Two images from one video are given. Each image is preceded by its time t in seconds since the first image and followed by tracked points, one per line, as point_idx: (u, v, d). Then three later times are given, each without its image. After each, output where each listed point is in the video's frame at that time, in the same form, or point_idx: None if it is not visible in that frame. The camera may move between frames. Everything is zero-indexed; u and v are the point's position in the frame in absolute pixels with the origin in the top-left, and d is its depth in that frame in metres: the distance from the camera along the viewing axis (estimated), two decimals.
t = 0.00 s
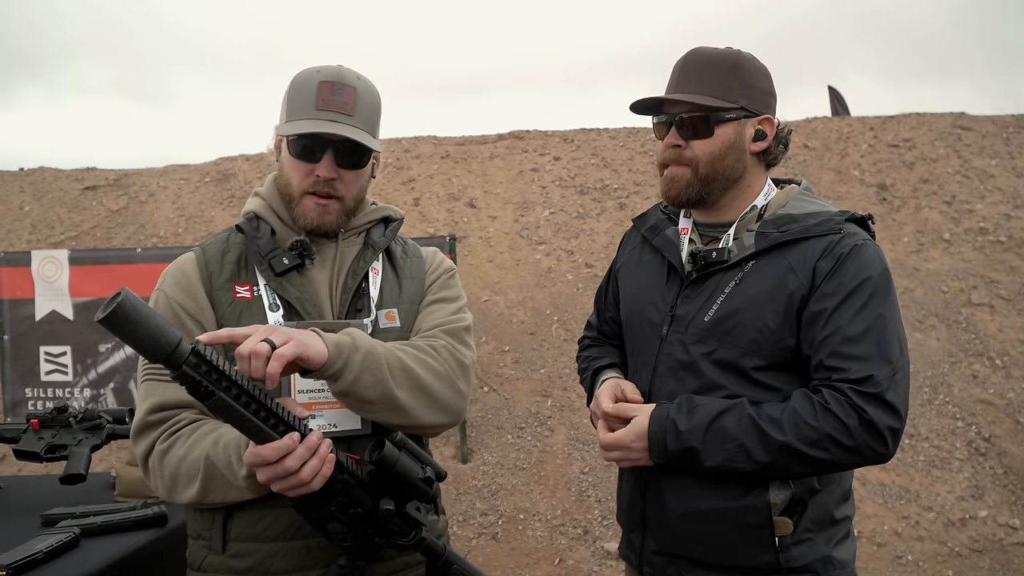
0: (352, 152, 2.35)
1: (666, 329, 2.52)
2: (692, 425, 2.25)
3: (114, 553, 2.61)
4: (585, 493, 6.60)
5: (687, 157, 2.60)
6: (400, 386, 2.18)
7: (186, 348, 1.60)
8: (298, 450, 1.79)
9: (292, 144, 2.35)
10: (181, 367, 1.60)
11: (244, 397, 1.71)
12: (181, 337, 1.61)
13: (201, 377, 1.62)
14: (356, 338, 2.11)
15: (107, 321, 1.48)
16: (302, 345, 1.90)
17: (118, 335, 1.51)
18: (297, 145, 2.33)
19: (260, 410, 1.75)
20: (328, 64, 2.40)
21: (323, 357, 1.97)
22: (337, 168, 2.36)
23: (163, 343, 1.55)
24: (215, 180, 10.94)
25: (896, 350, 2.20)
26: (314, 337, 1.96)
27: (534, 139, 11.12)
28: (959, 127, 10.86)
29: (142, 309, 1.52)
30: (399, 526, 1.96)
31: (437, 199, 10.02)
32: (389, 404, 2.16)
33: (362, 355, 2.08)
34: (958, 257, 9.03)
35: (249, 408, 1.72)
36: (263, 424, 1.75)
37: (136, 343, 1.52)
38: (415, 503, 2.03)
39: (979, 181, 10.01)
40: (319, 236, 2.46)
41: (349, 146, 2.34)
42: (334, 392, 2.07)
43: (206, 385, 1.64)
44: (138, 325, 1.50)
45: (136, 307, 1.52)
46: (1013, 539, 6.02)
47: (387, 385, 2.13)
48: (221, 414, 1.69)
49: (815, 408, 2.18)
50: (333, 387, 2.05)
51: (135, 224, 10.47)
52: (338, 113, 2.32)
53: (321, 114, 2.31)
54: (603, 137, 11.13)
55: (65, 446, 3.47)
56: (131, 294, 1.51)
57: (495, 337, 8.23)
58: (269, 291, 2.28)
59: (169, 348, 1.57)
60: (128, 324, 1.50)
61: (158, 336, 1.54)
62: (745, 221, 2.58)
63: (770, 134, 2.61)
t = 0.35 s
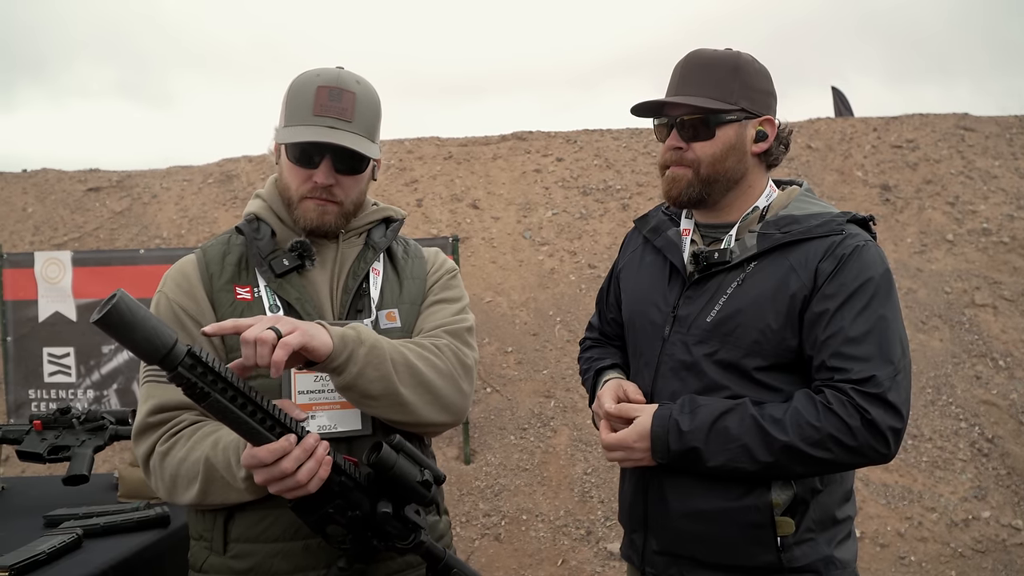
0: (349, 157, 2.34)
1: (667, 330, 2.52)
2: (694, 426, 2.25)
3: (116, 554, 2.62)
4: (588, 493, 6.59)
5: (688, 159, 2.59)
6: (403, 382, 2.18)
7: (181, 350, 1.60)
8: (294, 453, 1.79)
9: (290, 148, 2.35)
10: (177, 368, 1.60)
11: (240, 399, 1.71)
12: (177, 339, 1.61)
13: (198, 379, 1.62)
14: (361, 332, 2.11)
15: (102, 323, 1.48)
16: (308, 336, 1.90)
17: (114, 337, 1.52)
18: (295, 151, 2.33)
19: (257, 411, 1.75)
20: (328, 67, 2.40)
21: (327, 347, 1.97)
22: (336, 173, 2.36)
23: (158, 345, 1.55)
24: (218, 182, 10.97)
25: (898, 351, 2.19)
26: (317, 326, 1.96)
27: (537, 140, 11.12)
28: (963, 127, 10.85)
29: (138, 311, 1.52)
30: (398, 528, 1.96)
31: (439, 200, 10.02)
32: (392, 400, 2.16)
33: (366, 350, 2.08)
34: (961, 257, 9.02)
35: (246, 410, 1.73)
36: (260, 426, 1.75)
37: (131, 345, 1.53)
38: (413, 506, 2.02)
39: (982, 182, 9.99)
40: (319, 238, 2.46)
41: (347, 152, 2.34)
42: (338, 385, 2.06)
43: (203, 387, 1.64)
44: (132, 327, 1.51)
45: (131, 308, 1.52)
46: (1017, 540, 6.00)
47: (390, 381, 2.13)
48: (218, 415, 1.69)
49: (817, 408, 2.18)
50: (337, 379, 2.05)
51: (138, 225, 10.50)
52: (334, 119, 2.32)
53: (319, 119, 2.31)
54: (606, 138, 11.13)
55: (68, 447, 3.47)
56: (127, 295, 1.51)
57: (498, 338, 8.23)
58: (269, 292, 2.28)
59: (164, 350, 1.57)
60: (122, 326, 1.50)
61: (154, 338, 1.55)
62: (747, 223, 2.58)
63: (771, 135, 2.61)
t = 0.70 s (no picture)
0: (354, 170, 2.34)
1: (669, 330, 2.52)
2: (695, 425, 2.24)
3: (119, 554, 2.62)
4: (590, 493, 6.59)
5: (690, 162, 2.59)
6: (406, 384, 2.18)
7: (186, 347, 1.60)
8: (296, 454, 1.79)
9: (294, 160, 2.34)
10: (181, 365, 1.60)
11: (243, 398, 1.71)
12: (182, 336, 1.61)
13: (201, 376, 1.63)
14: (363, 336, 2.10)
15: (109, 319, 1.48)
16: (311, 344, 1.90)
17: (120, 333, 1.52)
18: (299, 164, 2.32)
19: (259, 411, 1.75)
20: (333, 75, 2.37)
21: (330, 354, 1.98)
22: (340, 186, 2.35)
23: (163, 341, 1.56)
24: (220, 182, 10.98)
25: (900, 352, 2.19)
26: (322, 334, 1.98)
27: (539, 140, 11.12)
28: (965, 127, 10.83)
29: (143, 306, 1.52)
30: (398, 532, 1.95)
31: (441, 200, 10.03)
32: (395, 401, 2.16)
33: (369, 353, 2.08)
34: (963, 257, 9.00)
35: (248, 409, 1.72)
36: (262, 426, 1.75)
37: (137, 342, 1.53)
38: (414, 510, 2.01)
39: (984, 181, 9.98)
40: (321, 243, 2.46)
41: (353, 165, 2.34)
42: (340, 389, 2.06)
43: (206, 385, 1.64)
44: (138, 323, 1.51)
45: (137, 304, 1.52)
46: (1019, 540, 5.98)
47: (393, 382, 2.13)
48: (220, 414, 1.69)
49: (819, 408, 2.17)
50: (341, 384, 2.04)
51: (140, 225, 10.51)
52: (339, 134, 2.32)
53: (326, 134, 2.30)
54: (608, 137, 11.12)
55: (70, 447, 3.47)
56: (133, 291, 1.51)
57: (500, 338, 8.23)
58: (270, 293, 2.28)
59: (169, 347, 1.57)
60: (128, 322, 1.50)
61: (159, 334, 1.55)
62: (748, 223, 2.56)
63: (772, 136, 2.61)
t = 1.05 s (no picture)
0: (352, 153, 2.35)
1: (671, 329, 2.51)
2: (697, 424, 2.24)
3: (120, 554, 2.62)
4: (592, 493, 6.59)
5: (690, 160, 2.59)
6: (407, 385, 2.18)
7: (190, 347, 1.60)
8: (298, 454, 1.79)
9: (293, 145, 2.35)
10: (185, 365, 1.60)
11: (246, 399, 1.71)
12: (186, 336, 1.61)
13: (205, 377, 1.62)
14: (364, 338, 2.10)
15: (113, 318, 1.48)
16: (312, 347, 1.90)
17: (124, 333, 1.51)
18: (298, 147, 2.33)
19: (262, 412, 1.75)
20: (333, 65, 2.40)
21: (332, 357, 1.97)
22: (338, 169, 2.36)
23: (167, 341, 1.55)
24: (221, 181, 10.98)
25: (902, 351, 2.19)
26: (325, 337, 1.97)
27: (540, 139, 11.11)
28: (967, 126, 10.81)
29: (147, 306, 1.52)
30: (398, 533, 1.95)
31: (443, 199, 10.03)
32: (396, 403, 2.16)
33: (370, 356, 2.08)
34: (966, 257, 8.99)
35: (251, 410, 1.72)
36: (264, 427, 1.75)
37: (141, 342, 1.53)
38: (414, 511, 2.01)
39: (987, 181, 9.96)
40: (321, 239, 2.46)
41: (351, 149, 2.34)
42: (341, 391, 2.06)
43: (209, 385, 1.64)
44: (141, 323, 1.51)
45: (141, 304, 1.52)
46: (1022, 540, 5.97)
47: (394, 384, 2.13)
48: (223, 414, 1.69)
49: (821, 408, 2.17)
50: (342, 387, 2.04)
51: (142, 225, 10.52)
52: (337, 116, 2.32)
53: (324, 115, 2.31)
54: (609, 137, 11.12)
55: (72, 446, 3.47)
56: (137, 291, 1.51)
57: (501, 338, 8.23)
58: (271, 292, 2.28)
59: (173, 346, 1.57)
60: (131, 322, 1.50)
61: (163, 334, 1.54)
62: (750, 222, 2.56)
63: (773, 134, 2.61)
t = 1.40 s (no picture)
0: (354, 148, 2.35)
1: (673, 328, 2.50)
2: (700, 423, 2.23)
3: (122, 553, 2.61)
4: (593, 491, 6.59)
5: (692, 159, 2.58)
6: (407, 386, 2.18)
7: (192, 346, 1.60)
8: (300, 454, 1.78)
9: (295, 139, 2.35)
10: (187, 364, 1.59)
11: (249, 398, 1.71)
12: (188, 334, 1.60)
13: (207, 375, 1.62)
14: (364, 339, 2.09)
15: (115, 317, 1.48)
16: (312, 348, 1.89)
17: (126, 331, 1.51)
18: (300, 142, 2.33)
19: (264, 410, 1.75)
20: (336, 61, 2.41)
21: (332, 358, 1.97)
22: (339, 163, 2.36)
23: (169, 340, 1.55)
24: (223, 180, 10.97)
25: (905, 350, 2.18)
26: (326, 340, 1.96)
27: (542, 137, 11.10)
28: (970, 125, 10.79)
29: (150, 305, 1.52)
30: (400, 533, 1.95)
31: (444, 197, 10.02)
32: (397, 404, 2.15)
33: (370, 357, 2.07)
34: (968, 255, 8.97)
35: (253, 409, 1.72)
36: (267, 425, 1.75)
37: (143, 341, 1.52)
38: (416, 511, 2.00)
39: (989, 179, 9.94)
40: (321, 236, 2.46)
41: (354, 144, 2.34)
42: (342, 392, 2.05)
43: (212, 383, 1.64)
44: (144, 322, 1.50)
45: (144, 302, 1.51)
46: None
47: (394, 385, 2.13)
48: (225, 413, 1.69)
49: (824, 406, 2.16)
50: (342, 388, 2.04)
51: (143, 223, 10.52)
52: (340, 110, 2.32)
53: (327, 110, 2.31)
54: (611, 135, 11.10)
55: (73, 445, 3.46)
56: (140, 289, 1.50)
57: (503, 336, 8.22)
58: (272, 291, 2.27)
59: (176, 345, 1.56)
60: (134, 320, 1.49)
61: (165, 333, 1.54)
62: (752, 221, 2.56)
63: (775, 133, 2.60)
